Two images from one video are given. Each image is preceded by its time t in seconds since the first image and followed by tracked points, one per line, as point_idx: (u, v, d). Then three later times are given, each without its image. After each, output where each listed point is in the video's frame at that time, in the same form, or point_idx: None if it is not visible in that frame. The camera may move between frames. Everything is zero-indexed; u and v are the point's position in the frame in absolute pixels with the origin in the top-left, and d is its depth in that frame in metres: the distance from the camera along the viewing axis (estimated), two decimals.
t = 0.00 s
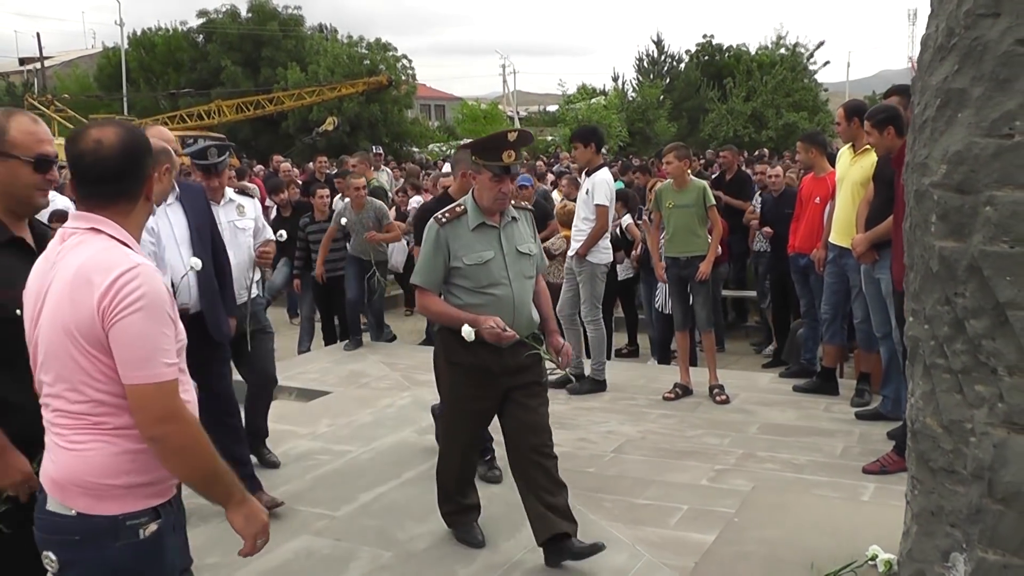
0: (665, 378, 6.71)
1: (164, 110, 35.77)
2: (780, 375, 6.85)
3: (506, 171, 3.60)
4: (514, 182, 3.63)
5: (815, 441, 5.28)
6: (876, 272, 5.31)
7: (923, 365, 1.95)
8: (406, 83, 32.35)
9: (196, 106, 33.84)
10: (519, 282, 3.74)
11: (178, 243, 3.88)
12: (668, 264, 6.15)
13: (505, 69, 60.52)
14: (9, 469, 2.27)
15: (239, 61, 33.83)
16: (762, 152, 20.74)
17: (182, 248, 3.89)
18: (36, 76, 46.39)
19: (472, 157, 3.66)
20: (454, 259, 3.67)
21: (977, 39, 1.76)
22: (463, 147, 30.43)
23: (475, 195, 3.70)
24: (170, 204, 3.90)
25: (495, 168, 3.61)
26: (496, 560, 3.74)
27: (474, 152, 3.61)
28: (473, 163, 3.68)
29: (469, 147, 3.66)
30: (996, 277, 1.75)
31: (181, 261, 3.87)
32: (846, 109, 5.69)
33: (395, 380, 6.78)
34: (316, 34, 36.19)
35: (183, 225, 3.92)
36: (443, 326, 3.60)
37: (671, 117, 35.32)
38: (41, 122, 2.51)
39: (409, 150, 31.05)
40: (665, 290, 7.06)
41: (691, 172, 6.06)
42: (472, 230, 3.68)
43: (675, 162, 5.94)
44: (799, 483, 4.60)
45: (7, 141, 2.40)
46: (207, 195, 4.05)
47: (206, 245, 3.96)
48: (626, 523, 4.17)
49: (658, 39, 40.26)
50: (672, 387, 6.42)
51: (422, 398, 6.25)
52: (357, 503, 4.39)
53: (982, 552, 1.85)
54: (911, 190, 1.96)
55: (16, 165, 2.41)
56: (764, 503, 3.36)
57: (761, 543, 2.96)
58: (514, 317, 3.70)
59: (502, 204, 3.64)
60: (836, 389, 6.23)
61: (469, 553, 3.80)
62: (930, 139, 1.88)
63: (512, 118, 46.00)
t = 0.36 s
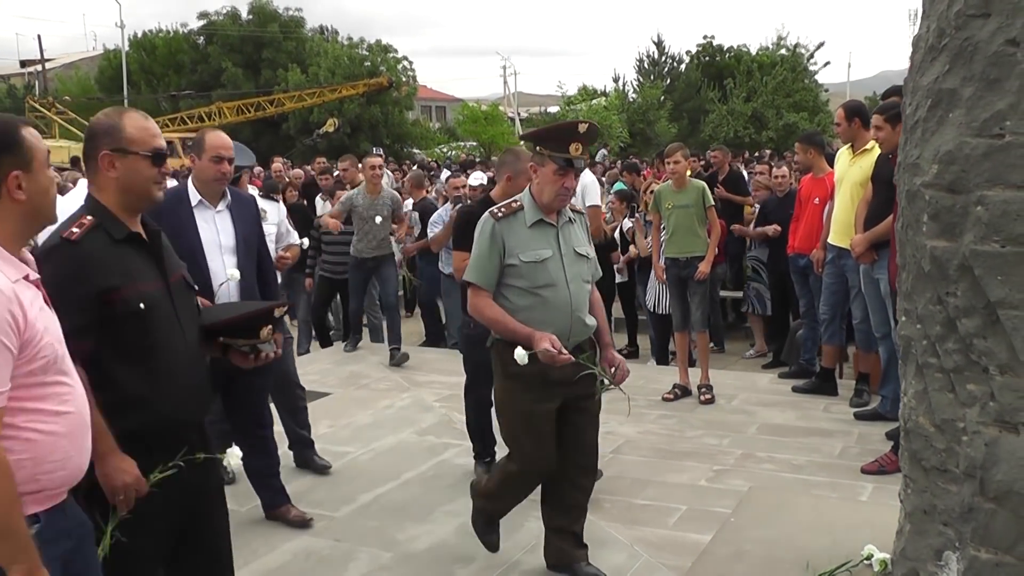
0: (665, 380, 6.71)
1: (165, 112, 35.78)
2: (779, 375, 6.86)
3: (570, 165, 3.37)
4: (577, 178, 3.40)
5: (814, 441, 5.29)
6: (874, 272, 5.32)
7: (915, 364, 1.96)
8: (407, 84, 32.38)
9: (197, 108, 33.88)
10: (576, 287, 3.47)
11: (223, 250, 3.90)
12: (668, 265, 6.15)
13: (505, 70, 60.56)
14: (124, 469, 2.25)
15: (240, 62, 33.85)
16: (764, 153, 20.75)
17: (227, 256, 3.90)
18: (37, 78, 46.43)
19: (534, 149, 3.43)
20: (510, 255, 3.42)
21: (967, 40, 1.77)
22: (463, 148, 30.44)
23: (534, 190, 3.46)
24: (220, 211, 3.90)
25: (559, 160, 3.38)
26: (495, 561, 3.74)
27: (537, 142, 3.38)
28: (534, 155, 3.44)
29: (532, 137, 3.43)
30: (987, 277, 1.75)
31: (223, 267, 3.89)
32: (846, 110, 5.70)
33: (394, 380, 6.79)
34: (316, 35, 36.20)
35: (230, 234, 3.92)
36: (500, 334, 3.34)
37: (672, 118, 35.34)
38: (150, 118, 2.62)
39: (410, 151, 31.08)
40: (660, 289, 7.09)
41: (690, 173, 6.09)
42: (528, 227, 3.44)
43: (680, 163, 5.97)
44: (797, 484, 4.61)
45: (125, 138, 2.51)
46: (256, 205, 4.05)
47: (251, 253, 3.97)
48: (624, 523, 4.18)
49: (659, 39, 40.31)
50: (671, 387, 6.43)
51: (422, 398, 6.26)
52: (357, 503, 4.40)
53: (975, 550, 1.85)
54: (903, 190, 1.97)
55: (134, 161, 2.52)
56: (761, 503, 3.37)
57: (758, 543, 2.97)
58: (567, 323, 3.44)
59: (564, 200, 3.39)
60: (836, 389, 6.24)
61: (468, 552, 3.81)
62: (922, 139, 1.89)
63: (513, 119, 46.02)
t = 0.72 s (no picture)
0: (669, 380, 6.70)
1: (170, 113, 35.83)
2: (783, 374, 6.85)
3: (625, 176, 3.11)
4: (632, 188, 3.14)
5: (818, 439, 5.29)
6: (879, 270, 5.32)
7: (916, 362, 1.97)
8: (411, 85, 32.42)
9: (200, 109, 33.90)
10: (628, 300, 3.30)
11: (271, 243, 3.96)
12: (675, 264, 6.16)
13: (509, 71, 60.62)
14: (284, 440, 2.24)
15: (245, 64, 33.90)
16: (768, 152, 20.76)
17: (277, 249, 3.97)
18: (41, 81, 46.52)
19: (586, 153, 3.15)
20: (568, 269, 3.17)
21: (966, 37, 1.77)
22: (467, 149, 30.44)
23: (586, 198, 3.20)
24: (268, 205, 3.96)
25: (613, 169, 3.11)
26: (499, 560, 3.75)
27: (594, 148, 3.12)
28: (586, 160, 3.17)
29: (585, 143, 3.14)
30: (987, 273, 1.76)
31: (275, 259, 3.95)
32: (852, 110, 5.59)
33: (399, 380, 6.79)
34: (320, 36, 36.25)
35: (278, 229, 3.98)
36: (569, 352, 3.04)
37: (676, 118, 35.34)
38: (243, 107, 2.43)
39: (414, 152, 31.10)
40: (662, 287, 7.10)
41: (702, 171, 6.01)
42: (583, 238, 3.20)
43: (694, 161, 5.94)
44: (801, 482, 4.61)
45: (223, 138, 2.34)
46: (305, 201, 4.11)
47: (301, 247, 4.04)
48: (628, 522, 4.18)
49: (662, 39, 40.32)
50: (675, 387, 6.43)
51: (427, 398, 6.27)
52: (362, 503, 4.41)
53: (976, 547, 1.85)
54: (902, 187, 1.97)
55: (232, 161, 2.36)
56: (765, 502, 3.37)
57: (761, 541, 2.98)
58: (622, 338, 3.26)
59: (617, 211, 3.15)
60: (840, 388, 6.24)
61: (472, 552, 3.82)
62: (921, 137, 1.89)
63: (517, 119, 46.02)
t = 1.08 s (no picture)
0: (671, 385, 6.70)
1: (173, 119, 35.88)
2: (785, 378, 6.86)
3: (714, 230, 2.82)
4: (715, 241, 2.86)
5: (820, 444, 5.29)
6: (881, 274, 5.33)
7: (915, 366, 1.97)
8: (413, 90, 32.45)
9: (203, 114, 33.95)
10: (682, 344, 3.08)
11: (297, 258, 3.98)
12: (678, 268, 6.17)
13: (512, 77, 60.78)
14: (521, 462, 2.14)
15: (248, 69, 33.98)
16: (771, 156, 20.78)
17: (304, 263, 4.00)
18: (45, 87, 46.70)
19: (673, 198, 2.85)
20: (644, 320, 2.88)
21: (964, 42, 1.78)
22: (469, 154, 30.47)
23: (664, 242, 2.90)
24: (290, 218, 4.00)
25: (703, 222, 2.81)
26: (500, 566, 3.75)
27: (685, 197, 2.82)
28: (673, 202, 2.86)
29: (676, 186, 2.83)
30: (985, 277, 1.76)
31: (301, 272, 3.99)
32: (854, 116, 5.59)
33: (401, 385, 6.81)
34: (323, 41, 36.31)
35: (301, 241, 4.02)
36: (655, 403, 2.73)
37: (679, 123, 35.38)
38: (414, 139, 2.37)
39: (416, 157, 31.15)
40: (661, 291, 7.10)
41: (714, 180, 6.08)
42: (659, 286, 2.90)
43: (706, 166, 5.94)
44: (803, 486, 4.62)
45: (405, 176, 2.27)
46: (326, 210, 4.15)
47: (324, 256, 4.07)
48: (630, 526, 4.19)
49: (665, 44, 40.38)
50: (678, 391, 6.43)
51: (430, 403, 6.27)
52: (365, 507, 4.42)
53: (976, 551, 1.86)
54: (901, 192, 1.98)
55: (410, 201, 2.29)
56: (766, 506, 3.37)
57: (762, 545, 2.98)
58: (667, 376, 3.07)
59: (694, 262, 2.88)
60: (842, 393, 6.24)
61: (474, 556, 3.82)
62: (919, 142, 1.90)
63: (520, 124, 46.10)
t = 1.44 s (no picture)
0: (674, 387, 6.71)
1: (177, 121, 35.92)
2: (788, 381, 6.86)
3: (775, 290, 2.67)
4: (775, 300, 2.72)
5: (824, 446, 5.29)
6: (884, 277, 5.34)
7: (916, 368, 1.98)
8: (418, 93, 32.48)
9: (209, 117, 34.06)
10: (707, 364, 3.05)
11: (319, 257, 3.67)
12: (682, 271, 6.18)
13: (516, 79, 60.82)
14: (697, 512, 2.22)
15: (252, 72, 34.03)
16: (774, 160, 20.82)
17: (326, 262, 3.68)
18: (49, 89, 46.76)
19: (745, 253, 2.66)
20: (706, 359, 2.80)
21: (964, 45, 1.78)
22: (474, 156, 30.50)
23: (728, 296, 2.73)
24: (308, 214, 3.66)
25: (768, 282, 2.66)
26: (504, 567, 3.76)
27: (755, 254, 2.64)
28: (742, 259, 2.68)
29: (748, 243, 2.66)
30: (986, 280, 1.77)
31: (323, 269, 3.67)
32: (861, 120, 5.61)
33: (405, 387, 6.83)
34: (327, 43, 36.35)
35: (322, 238, 3.70)
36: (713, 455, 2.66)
37: (683, 125, 35.39)
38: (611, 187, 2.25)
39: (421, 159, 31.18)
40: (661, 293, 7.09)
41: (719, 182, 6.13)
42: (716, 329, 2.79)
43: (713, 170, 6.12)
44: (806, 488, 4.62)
45: (613, 230, 2.13)
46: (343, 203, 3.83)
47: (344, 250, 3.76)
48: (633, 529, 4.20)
49: (669, 46, 40.41)
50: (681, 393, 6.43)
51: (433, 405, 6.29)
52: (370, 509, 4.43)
53: (978, 552, 1.87)
54: (902, 195, 1.99)
55: (606, 255, 2.15)
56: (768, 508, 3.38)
57: (765, 548, 2.98)
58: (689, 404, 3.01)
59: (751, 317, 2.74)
60: (845, 395, 6.24)
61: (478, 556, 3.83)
62: (920, 144, 1.91)
63: (524, 127, 46.13)
